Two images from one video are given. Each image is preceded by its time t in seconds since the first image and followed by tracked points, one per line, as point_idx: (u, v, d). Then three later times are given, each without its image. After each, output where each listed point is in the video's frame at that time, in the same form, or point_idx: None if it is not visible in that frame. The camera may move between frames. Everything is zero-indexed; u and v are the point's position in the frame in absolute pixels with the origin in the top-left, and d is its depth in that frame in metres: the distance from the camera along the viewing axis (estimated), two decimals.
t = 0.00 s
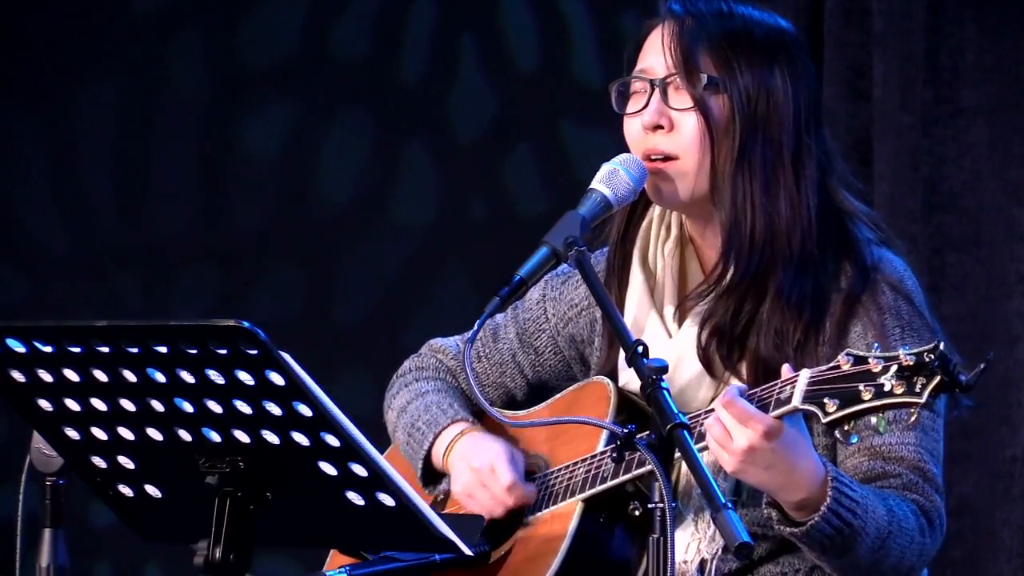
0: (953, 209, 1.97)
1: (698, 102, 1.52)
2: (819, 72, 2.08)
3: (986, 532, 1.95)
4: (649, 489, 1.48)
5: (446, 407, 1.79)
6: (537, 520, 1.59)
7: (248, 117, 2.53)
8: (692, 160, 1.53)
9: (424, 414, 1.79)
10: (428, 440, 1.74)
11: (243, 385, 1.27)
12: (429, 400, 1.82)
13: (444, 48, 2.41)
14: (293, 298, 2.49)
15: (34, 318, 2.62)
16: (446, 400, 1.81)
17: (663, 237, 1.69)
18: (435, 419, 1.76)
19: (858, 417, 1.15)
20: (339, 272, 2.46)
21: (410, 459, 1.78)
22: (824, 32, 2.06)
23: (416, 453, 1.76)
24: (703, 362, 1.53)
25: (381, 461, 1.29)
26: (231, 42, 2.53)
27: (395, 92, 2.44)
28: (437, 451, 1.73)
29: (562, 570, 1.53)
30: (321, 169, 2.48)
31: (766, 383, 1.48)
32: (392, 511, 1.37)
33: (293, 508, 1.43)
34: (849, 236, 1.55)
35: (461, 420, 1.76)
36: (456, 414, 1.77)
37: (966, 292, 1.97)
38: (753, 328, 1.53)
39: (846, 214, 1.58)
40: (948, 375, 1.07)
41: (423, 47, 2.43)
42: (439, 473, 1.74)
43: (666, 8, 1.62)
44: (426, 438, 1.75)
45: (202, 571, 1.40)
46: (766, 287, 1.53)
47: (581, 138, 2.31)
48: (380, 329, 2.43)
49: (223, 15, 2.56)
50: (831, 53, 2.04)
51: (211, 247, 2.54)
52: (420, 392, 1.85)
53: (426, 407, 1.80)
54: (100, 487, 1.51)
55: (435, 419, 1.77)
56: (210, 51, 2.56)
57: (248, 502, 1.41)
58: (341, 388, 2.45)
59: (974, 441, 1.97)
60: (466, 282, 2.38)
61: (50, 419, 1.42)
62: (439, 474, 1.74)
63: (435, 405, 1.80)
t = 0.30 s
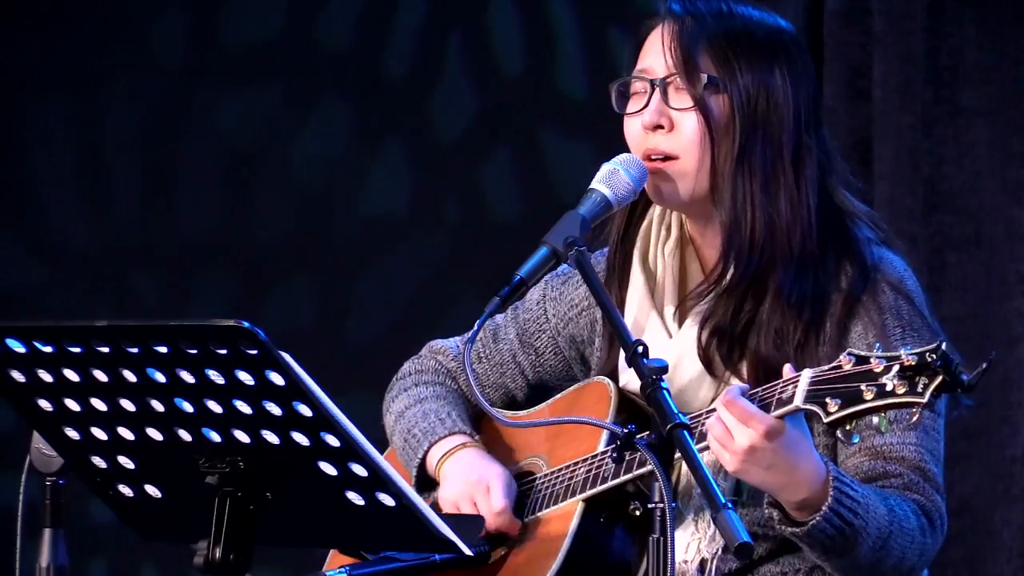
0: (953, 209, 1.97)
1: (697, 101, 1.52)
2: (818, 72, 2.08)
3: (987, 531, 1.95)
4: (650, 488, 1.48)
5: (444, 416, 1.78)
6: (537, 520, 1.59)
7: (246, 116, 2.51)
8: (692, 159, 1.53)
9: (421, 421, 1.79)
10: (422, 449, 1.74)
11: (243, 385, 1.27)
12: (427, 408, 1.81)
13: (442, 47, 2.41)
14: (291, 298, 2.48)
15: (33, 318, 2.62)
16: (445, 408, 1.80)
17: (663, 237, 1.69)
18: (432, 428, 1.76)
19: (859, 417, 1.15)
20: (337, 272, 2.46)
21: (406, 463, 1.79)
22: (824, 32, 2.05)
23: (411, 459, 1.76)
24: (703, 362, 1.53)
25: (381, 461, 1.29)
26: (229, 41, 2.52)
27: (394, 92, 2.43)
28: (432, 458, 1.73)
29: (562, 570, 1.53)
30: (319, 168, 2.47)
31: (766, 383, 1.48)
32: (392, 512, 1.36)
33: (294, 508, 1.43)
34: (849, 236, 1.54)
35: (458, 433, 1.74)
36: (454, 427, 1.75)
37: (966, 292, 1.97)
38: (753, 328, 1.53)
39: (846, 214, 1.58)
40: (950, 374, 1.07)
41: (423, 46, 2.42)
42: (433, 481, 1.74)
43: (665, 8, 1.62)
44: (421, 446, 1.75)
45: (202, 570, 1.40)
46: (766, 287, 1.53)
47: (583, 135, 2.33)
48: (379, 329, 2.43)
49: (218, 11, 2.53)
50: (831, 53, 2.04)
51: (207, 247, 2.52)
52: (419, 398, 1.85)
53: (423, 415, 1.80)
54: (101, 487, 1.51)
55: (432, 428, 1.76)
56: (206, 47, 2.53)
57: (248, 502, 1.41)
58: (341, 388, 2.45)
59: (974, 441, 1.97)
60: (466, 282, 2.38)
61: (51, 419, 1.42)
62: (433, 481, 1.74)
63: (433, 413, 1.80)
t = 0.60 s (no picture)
0: (953, 209, 1.97)
1: (697, 102, 1.52)
2: (818, 72, 2.08)
3: (986, 531, 1.95)
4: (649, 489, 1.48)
5: (447, 398, 1.79)
6: (537, 520, 1.59)
7: (247, 116, 2.51)
8: (692, 160, 1.53)
9: (427, 407, 1.79)
10: (435, 432, 1.74)
11: (243, 385, 1.27)
12: (431, 394, 1.81)
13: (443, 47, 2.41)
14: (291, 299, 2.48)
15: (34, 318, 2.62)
16: (449, 392, 1.81)
17: (663, 237, 1.69)
18: (439, 410, 1.76)
19: (859, 417, 1.15)
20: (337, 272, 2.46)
21: (417, 455, 1.78)
22: (824, 32, 2.05)
23: (423, 449, 1.76)
24: (703, 362, 1.53)
25: (381, 461, 1.29)
26: (230, 41, 2.52)
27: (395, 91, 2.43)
28: (448, 437, 1.73)
29: (562, 570, 1.53)
30: (318, 168, 2.47)
31: (766, 383, 1.48)
32: (392, 512, 1.37)
33: (294, 508, 1.43)
34: (849, 236, 1.55)
35: (464, 408, 1.76)
36: (459, 404, 1.77)
37: (966, 292, 1.97)
38: (752, 328, 1.53)
39: (846, 214, 1.58)
40: (949, 375, 1.07)
41: (422, 45, 2.42)
42: (446, 466, 1.74)
43: (665, 8, 1.62)
44: (433, 430, 1.75)
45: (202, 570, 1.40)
46: (766, 287, 1.53)
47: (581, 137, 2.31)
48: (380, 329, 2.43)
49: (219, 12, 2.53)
50: (831, 53, 2.04)
51: (207, 248, 2.53)
52: (422, 386, 1.85)
53: (429, 400, 1.80)
54: (100, 487, 1.51)
55: (440, 409, 1.76)
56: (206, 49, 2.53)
57: (248, 502, 1.41)
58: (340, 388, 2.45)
59: (974, 442, 1.97)
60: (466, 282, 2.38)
61: (51, 419, 1.42)
62: (447, 467, 1.74)
63: (438, 397, 1.80)
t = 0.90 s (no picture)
0: (953, 209, 1.97)
1: (697, 102, 1.52)
2: (818, 72, 2.08)
3: (986, 531, 1.95)
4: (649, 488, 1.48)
5: (450, 398, 1.79)
6: (537, 520, 1.59)
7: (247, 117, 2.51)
8: (692, 160, 1.53)
9: (430, 406, 1.79)
10: (437, 430, 1.74)
11: (243, 386, 1.27)
12: (435, 392, 1.82)
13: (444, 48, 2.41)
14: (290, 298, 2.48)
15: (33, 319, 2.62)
16: (452, 392, 1.81)
17: (663, 237, 1.69)
18: (442, 409, 1.77)
19: (858, 416, 1.15)
20: (337, 272, 2.45)
21: (419, 456, 1.77)
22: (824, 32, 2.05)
23: (424, 448, 1.76)
24: (703, 362, 1.53)
25: (381, 461, 1.29)
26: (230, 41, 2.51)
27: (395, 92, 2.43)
28: (448, 443, 1.73)
29: (562, 570, 1.53)
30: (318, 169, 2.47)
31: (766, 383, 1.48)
32: (392, 512, 1.37)
33: (294, 508, 1.43)
34: (849, 236, 1.55)
35: (468, 409, 1.76)
36: (463, 403, 1.78)
37: (966, 292, 1.97)
38: (753, 328, 1.53)
39: (846, 214, 1.58)
40: (949, 374, 1.07)
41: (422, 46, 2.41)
42: (448, 464, 1.74)
43: (665, 8, 1.62)
44: (435, 428, 1.75)
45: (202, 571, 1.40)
46: (766, 287, 1.53)
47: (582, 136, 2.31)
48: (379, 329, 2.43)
49: (219, 13, 2.52)
50: (831, 53, 2.04)
51: (207, 249, 2.53)
52: (424, 386, 1.85)
53: (432, 400, 1.80)
54: (100, 487, 1.51)
55: (442, 409, 1.77)
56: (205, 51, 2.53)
57: (248, 502, 1.41)
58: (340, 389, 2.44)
59: (974, 442, 1.97)
60: (466, 282, 2.38)
61: (51, 419, 1.42)
62: (448, 464, 1.74)
63: (440, 397, 1.80)
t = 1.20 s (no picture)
0: (953, 209, 1.97)
1: (697, 102, 1.52)
2: (818, 72, 2.08)
3: (986, 531, 1.96)
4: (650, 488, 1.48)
5: (444, 416, 1.78)
6: (537, 520, 1.58)
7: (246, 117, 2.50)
8: (692, 159, 1.53)
9: (421, 423, 1.79)
10: (424, 450, 1.74)
11: (243, 385, 1.27)
12: (426, 410, 1.81)
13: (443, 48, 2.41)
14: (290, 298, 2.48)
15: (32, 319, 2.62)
16: (444, 409, 1.80)
17: (664, 237, 1.69)
18: (432, 429, 1.76)
19: (860, 416, 1.15)
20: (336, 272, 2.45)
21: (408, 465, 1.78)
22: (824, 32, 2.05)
23: (412, 460, 1.76)
24: (704, 362, 1.53)
25: (381, 461, 1.29)
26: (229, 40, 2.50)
27: (395, 92, 2.43)
28: (432, 460, 1.73)
29: (563, 570, 1.53)
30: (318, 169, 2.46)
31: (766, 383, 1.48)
32: (392, 512, 1.36)
33: (295, 508, 1.43)
34: (849, 236, 1.55)
35: (458, 433, 1.74)
36: (454, 427, 1.75)
37: (966, 292, 1.97)
38: (753, 327, 1.53)
39: (846, 214, 1.58)
40: (951, 373, 1.07)
41: (423, 45, 2.41)
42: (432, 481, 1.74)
43: (665, 8, 1.62)
44: (422, 448, 1.75)
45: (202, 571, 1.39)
46: (767, 287, 1.53)
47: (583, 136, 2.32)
48: (379, 329, 2.43)
49: (218, 11, 2.52)
50: (831, 53, 2.04)
51: (206, 249, 2.52)
52: (419, 399, 1.85)
53: (423, 417, 1.80)
54: (100, 487, 1.51)
55: (432, 429, 1.76)
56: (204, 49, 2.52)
57: (248, 502, 1.41)
58: (340, 388, 2.44)
59: (974, 441, 1.97)
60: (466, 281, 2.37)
61: (51, 419, 1.42)
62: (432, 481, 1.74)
63: (432, 414, 1.79)
